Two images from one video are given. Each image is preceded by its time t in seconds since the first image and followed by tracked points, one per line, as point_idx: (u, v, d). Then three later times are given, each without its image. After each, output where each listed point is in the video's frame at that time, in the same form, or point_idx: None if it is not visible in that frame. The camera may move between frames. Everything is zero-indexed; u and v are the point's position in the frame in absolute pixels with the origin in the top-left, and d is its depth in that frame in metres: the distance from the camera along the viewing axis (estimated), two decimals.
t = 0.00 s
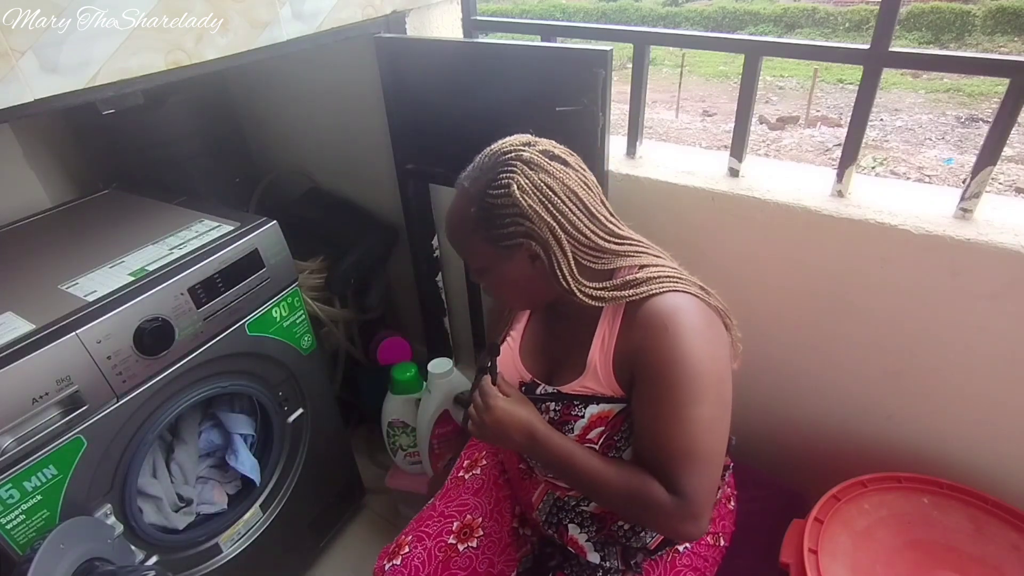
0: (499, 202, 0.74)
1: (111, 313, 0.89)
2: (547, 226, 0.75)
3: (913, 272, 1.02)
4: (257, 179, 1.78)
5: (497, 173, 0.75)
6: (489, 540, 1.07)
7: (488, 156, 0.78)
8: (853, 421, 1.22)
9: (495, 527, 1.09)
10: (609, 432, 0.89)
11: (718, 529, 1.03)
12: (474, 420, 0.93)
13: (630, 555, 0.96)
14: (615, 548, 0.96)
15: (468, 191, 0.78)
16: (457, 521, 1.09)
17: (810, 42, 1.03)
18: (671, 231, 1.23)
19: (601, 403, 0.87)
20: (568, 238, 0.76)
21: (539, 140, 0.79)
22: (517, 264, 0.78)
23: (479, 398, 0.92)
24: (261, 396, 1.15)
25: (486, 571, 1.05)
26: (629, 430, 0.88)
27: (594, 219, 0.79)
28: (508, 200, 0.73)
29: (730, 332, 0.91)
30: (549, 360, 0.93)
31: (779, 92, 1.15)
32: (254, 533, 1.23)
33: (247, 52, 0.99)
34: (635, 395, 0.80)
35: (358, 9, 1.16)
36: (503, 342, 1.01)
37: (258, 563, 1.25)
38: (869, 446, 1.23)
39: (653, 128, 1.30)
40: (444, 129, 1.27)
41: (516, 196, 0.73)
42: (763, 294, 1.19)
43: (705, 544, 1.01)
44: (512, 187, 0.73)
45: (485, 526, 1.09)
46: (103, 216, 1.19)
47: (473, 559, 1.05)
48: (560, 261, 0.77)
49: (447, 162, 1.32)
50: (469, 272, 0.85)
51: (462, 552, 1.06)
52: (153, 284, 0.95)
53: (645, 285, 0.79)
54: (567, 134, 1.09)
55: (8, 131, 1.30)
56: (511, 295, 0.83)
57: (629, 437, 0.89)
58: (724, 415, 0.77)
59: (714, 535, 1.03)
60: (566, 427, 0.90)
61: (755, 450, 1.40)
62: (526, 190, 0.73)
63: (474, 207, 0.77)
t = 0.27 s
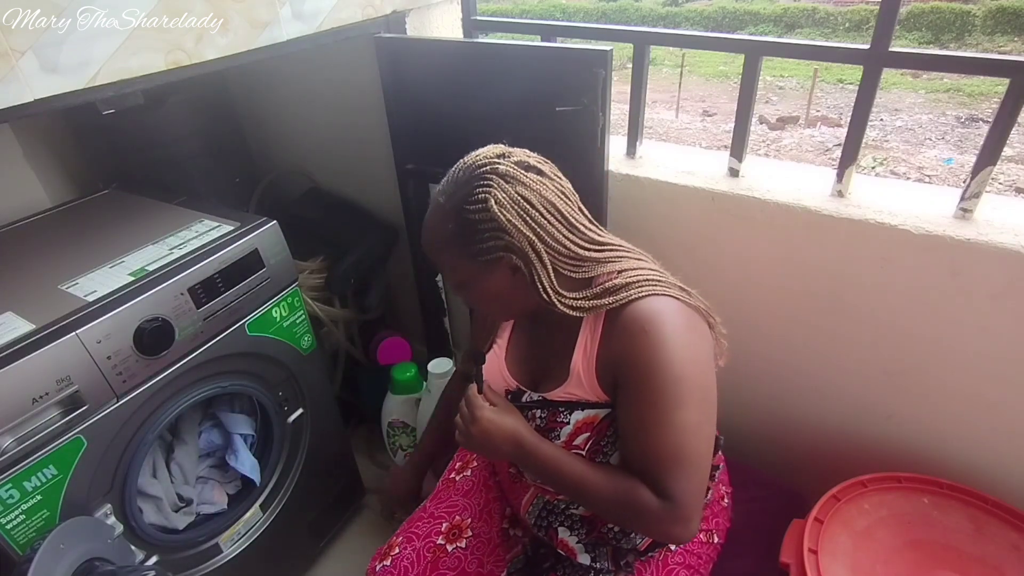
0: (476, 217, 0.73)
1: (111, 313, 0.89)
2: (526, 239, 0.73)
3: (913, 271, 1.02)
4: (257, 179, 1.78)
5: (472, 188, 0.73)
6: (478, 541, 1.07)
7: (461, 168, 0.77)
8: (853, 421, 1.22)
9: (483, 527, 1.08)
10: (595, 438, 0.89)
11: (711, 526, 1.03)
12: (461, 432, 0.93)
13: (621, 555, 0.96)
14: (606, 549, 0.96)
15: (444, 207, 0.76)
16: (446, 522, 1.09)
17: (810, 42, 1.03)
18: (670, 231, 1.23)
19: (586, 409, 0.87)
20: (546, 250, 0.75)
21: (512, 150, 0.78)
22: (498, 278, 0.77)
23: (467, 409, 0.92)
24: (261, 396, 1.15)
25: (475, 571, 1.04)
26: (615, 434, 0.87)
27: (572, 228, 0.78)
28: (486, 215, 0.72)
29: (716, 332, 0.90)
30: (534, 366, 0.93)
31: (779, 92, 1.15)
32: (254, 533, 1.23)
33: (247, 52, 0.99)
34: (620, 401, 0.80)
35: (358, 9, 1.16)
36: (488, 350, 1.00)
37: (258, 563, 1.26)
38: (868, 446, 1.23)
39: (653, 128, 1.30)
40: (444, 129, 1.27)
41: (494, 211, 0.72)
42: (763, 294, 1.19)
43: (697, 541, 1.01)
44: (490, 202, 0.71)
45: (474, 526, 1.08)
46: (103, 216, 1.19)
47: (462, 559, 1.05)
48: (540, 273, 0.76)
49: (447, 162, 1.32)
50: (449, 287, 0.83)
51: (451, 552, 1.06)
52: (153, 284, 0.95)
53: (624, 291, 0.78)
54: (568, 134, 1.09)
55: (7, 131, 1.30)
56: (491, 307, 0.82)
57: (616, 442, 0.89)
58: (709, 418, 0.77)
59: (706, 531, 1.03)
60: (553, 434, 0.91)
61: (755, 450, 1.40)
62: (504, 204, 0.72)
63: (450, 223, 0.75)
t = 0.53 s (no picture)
0: (461, 236, 0.72)
1: (111, 313, 0.89)
2: (513, 254, 0.73)
3: (913, 271, 1.02)
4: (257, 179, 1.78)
5: (454, 207, 0.72)
6: (471, 540, 1.07)
7: (440, 184, 0.75)
8: (852, 422, 1.22)
9: (476, 526, 1.08)
10: (583, 443, 0.89)
11: (705, 525, 1.02)
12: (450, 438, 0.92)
13: (612, 555, 0.95)
14: (597, 550, 0.95)
15: (427, 227, 0.75)
16: (439, 521, 1.09)
17: (810, 42, 1.03)
18: (670, 231, 1.23)
19: (574, 414, 0.87)
20: (533, 263, 0.75)
21: (490, 162, 0.76)
22: (486, 293, 0.77)
23: (456, 413, 0.91)
24: (261, 396, 1.15)
25: (468, 569, 1.04)
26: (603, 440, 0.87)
27: (556, 238, 0.77)
28: (472, 233, 0.71)
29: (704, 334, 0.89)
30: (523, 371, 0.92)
31: (779, 92, 1.15)
32: (254, 533, 1.23)
33: (247, 52, 0.99)
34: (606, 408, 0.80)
35: (358, 9, 1.16)
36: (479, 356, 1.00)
37: (258, 564, 1.26)
38: (868, 446, 1.23)
39: (653, 128, 1.30)
40: (444, 129, 1.27)
41: (479, 228, 0.71)
42: (762, 294, 1.19)
43: (691, 540, 1.01)
44: (474, 220, 0.71)
45: (468, 525, 1.09)
46: (103, 216, 1.19)
47: (454, 558, 1.05)
48: (528, 287, 0.75)
49: (447, 162, 1.32)
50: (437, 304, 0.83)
51: (443, 551, 1.06)
52: (153, 284, 0.95)
53: (610, 297, 0.78)
54: (568, 134, 1.09)
55: (8, 131, 1.30)
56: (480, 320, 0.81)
57: (604, 447, 0.88)
58: (695, 424, 0.77)
59: (701, 530, 1.02)
60: (541, 439, 0.91)
61: (755, 450, 1.41)
62: (489, 221, 0.71)
63: (435, 242, 0.74)
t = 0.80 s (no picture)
0: (438, 252, 0.72)
1: (111, 313, 0.89)
2: (492, 267, 0.73)
3: (913, 272, 1.02)
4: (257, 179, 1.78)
5: (430, 223, 0.72)
6: (470, 542, 1.07)
7: (416, 201, 0.76)
8: (852, 422, 1.22)
9: (475, 528, 1.09)
10: (574, 450, 0.89)
11: (706, 525, 1.02)
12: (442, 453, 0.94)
13: (610, 556, 0.94)
14: (596, 553, 0.95)
15: (404, 244, 0.75)
16: (438, 523, 1.10)
17: (810, 42, 1.03)
18: (670, 232, 1.23)
19: (563, 422, 0.87)
20: (512, 275, 0.74)
21: (465, 175, 0.77)
22: (468, 307, 0.76)
23: (445, 429, 0.93)
24: (261, 396, 1.15)
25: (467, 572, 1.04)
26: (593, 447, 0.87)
27: (533, 248, 0.76)
28: (448, 248, 0.71)
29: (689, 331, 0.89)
30: (509, 381, 0.92)
31: (779, 92, 1.15)
32: (254, 533, 1.23)
33: (247, 52, 0.99)
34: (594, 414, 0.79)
35: (358, 9, 1.16)
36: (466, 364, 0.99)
37: (258, 564, 1.26)
38: (868, 447, 1.23)
39: (653, 128, 1.30)
40: (444, 129, 1.27)
41: (455, 243, 0.71)
42: (762, 295, 1.19)
43: (691, 540, 1.00)
44: (450, 234, 0.71)
45: (466, 528, 1.09)
46: (102, 216, 1.19)
47: (453, 560, 1.05)
48: (509, 299, 0.74)
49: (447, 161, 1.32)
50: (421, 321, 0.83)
51: (442, 554, 1.06)
52: (153, 284, 0.95)
53: (591, 305, 0.76)
54: (568, 134, 1.09)
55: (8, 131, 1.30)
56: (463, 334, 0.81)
57: (595, 454, 0.88)
58: (683, 427, 0.76)
59: (701, 530, 1.02)
60: (533, 449, 0.91)
61: (754, 451, 1.41)
62: (464, 234, 0.71)
63: (414, 260, 0.75)
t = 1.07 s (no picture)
0: (407, 261, 0.72)
1: (111, 312, 0.89)
2: (462, 277, 0.72)
3: (913, 272, 1.02)
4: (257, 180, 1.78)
5: (399, 233, 0.72)
6: (465, 543, 1.08)
7: (385, 212, 0.76)
8: (852, 422, 1.22)
9: (471, 531, 1.09)
10: (554, 461, 0.89)
11: (702, 525, 1.02)
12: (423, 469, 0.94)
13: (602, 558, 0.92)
14: (589, 555, 0.92)
15: (374, 254, 0.75)
16: (433, 525, 1.11)
17: (810, 42, 1.03)
18: (670, 232, 1.23)
19: (542, 434, 0.87)
20: (481, 284, 0.74)
21: (434, 186, 0.77)
22: (438, 317, 0.76)
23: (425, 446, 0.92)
24: (260, 396, 1.15)
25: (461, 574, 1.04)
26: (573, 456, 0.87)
27: (502, 257, 0.76)
28: (417, 258, 0.71)
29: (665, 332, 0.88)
30: (488, 393, 0.91)
31: (779, 92, 1.15)
32: (255, 532, 1.23)
33: (247, 52, 0.99)
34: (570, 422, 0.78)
35: (358, 9, 1.16)
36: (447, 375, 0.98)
37: (257, 565, 1.26)
38: (867, 447, 1.23)
39: (653, 128, 1.30)
40: (445, 129, 1.27)
41: (424, 253, 0.71)
42: (762, 295, 1.19)
43: (687, 540, 1.00)
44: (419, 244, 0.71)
45: (462, 530, 1.09)
46: (102, 216, 1.19)
47: (448, 561, 1.06)
48: (479, 309, 0.74)
49: (447, 161, 1.32)
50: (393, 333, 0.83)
51: (437, 555, 1.07)
52: (152, 284, 0.95)
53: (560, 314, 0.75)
54: (568, 134, 1.09)
55: (8, 131, 1.30)
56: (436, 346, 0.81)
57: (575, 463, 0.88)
58: (660, 431, 0.75)
59: (697, 530, 1.01)
60: (515, 461, 0.91)
61: (754, 451, 1.41)
62: (433, 244, 0.71)
63: (383, 270, 0.74)
